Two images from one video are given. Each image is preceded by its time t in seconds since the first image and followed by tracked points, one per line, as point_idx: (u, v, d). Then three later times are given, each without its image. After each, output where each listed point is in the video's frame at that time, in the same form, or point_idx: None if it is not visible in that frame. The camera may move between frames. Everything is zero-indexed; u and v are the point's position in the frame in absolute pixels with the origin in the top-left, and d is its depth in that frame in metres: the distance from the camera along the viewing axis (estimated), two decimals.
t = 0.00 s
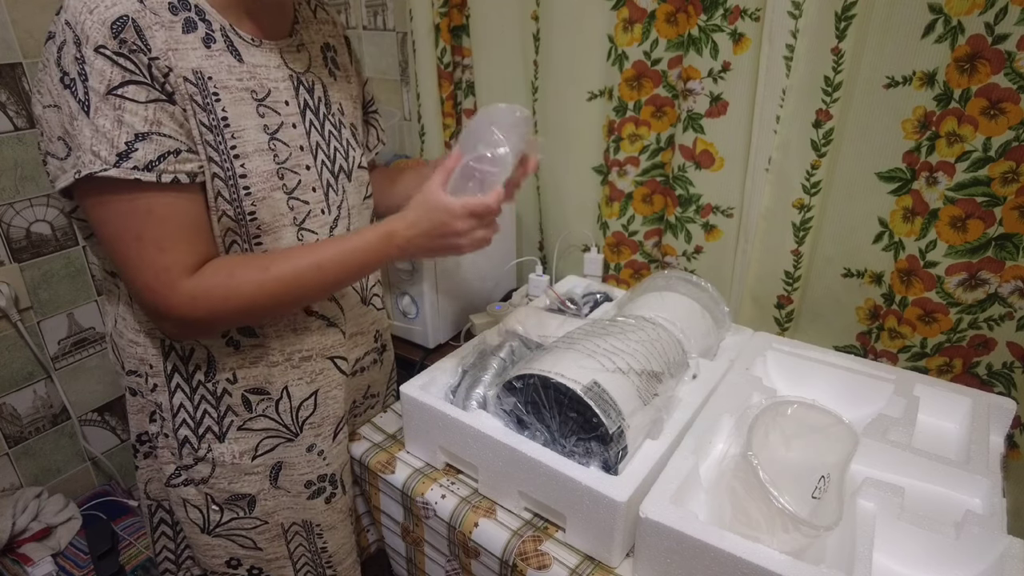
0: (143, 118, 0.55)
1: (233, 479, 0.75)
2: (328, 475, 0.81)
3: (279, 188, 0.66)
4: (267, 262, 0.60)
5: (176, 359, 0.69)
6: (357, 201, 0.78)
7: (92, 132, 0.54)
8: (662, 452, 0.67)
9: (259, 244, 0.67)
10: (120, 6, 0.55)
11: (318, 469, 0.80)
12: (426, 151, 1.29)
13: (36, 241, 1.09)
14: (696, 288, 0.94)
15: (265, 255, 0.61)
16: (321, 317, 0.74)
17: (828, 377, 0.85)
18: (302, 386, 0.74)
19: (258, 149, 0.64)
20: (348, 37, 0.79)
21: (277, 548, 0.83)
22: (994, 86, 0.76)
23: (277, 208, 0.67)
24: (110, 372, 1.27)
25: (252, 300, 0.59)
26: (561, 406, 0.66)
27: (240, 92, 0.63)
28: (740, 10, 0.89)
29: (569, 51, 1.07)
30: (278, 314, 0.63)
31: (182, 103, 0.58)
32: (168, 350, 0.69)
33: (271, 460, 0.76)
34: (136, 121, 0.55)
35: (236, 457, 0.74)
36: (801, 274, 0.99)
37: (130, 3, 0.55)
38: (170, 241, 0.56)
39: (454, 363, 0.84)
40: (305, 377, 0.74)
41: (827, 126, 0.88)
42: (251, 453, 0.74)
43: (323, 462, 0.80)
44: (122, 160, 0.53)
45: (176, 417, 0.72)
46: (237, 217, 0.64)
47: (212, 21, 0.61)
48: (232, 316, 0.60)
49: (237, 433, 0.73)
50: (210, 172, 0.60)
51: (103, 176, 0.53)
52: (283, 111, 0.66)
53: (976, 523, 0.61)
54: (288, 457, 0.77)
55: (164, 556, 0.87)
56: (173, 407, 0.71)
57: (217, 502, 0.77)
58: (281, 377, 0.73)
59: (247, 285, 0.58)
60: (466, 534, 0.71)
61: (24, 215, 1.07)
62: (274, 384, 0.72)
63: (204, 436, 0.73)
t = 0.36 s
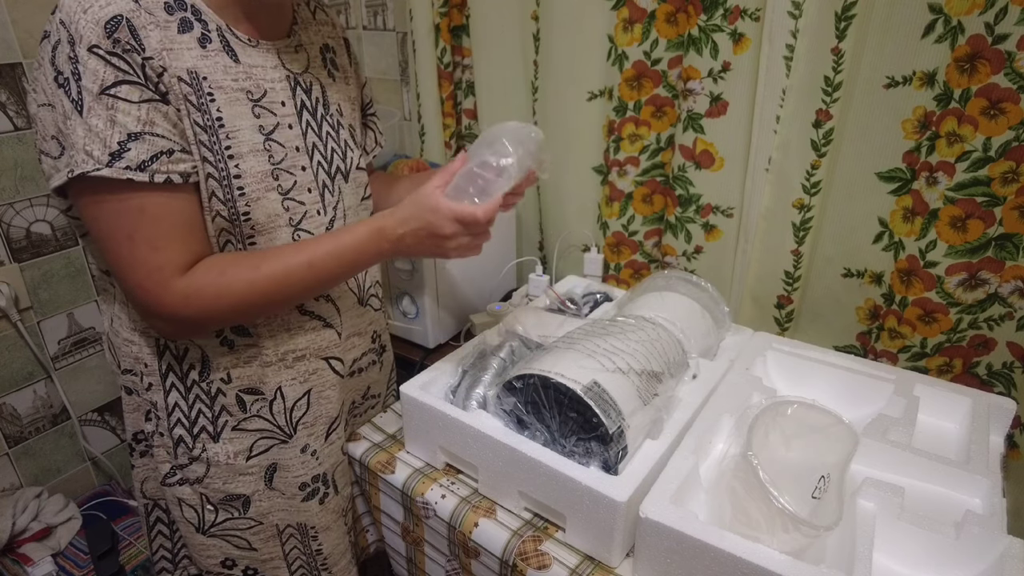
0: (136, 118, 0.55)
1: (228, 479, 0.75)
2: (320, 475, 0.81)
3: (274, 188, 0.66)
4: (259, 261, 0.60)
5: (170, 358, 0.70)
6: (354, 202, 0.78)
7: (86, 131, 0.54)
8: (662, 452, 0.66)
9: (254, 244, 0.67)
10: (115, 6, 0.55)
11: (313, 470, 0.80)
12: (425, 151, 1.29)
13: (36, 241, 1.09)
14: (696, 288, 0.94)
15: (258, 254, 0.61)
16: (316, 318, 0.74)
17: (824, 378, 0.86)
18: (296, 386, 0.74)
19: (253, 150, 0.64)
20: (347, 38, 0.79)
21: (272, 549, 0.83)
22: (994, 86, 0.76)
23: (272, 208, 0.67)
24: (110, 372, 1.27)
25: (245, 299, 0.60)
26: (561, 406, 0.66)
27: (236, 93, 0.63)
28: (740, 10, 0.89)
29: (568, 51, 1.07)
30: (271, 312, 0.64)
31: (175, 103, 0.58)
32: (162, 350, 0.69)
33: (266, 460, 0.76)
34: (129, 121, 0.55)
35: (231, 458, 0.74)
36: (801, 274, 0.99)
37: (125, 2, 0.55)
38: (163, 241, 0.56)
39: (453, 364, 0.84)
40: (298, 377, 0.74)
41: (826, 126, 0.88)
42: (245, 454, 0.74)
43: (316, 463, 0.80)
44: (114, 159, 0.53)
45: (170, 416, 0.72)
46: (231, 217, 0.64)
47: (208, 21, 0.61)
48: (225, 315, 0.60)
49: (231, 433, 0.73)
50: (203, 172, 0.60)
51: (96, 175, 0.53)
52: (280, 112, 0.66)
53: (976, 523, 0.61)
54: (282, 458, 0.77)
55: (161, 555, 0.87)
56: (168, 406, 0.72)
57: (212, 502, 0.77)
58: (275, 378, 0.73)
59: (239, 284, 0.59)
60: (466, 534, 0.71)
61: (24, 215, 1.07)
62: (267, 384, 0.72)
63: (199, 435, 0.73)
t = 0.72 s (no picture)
0: (136, 119, 0.55)
1: (226, 479, 0.75)
2: (319, 475, 0.81)
3: (273, 189, 0.66)
4: (258, 268, 0.60)
5: (168, 358, 0.70)
6: (353, 201, 0.78)
7: (85, 133, 0.54)
8: (662, 452, 0.66)
9: (253, 245, 0.67)
10: (114, 7, 0.55)
11: (311, 469, 0.80)
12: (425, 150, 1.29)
13: (36, 241, 1.09)
14: (696, 288, 0.94)
15: (257, 259, 0.61)
16: (315, 318, 0.74)
17: (823, 379, 0.86)
18: (295, 386, 0.74)
19: (252, 150, 0.64)
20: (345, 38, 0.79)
21: (270, 549, 0.83)
22: (994, 86, 0.76)
23: (270, 208, 0.67)
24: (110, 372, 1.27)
25: (244, 305, 0.60)
26: (561, 406, 0.66)
27: (234, 94, 0.63)
28: (739, 10, 0.89)
29: (568, 51, 1.07)
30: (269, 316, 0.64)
31: (175, 104, 0.58)
32: (160, 350, 0.69)
33: (265, 460, 0.76)
34: (129, 122, 0.55)
35: (229, 457, 0.74)
36: (801, 274, 0.99)
37: (124, 4, 0.55)
38: (162, 245, 0.56)
39: (453, 364, 0.83)
40: (297, 377, 0.74)
41: (827, 126, 0.88)
42: (243, 454, 0.74)
43: (315, 462, 0.80)
44: (113, 161, 0.53)
45: (168, 416, 0.72)
46: (230, 217, 0.64)
47: (207, 22, 0.61)
48: (224, 319, 0.61)
49: (229, 433, 0.73)
50: (202, 172, 0.60)
51: (95, 177, 0.53)
52: (278, 112, 0.66)
53: (976, 523, 0.61)
54: (281, 458, 0.77)
55: (160, 554, 0.87)
56: (166, 406, 0.72)
57: (210, 502, 0.77)
58: (274, 378, 0.73)
59: (238, 290, 0.59)
60: (466, 534, 0.71)
61: (24, 215, 1.07)
62: (266, 384, 0.72)
63: (197, 435, 0.73)
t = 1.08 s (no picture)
0: (138, 120, 0.55)
1: (227, 478, 0.75)
2: (322, 473, 0.81)
3: (274, 187, 0.66)
4: (260, 272, 0.61)
5: (169, 358, 0.70)
6: (354, 200, 0.78)
7: (88, 133, 0.54)
8: (662, 452, 0.66)
9: (254, 244, 0.67)
10: (116, 8, 0.55)
11: (313, 467, 0.80)
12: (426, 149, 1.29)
13: (36, 240, 1.09)
14: (696, 287, 0.94)
15: (259, 262, 0.61)
16: (316, 316, 0.74)
17: (823, 379, 0.86)
18: (297, 384, 0.74)
19: (253, 149, 0.64)
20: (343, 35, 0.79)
21: (272, 547, 0.83)
22: (994, 86, 0.76)
23: (271, 207, 0.67)
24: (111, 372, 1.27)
25: (245, 308, 0.60)
26: (561, 406, 0.66)
27: (236, 93, 0.63)
28: (740, 10, 0.89)
29: (569, 50, 1.07)
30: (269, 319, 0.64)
31: (177, 104, 0.58)
32: (162, 349, 0.69)
33: (266, 458, 0.76)
34: (131, 122, 0.55)
35: (230, 456, 0.74)
36: (801, 274, 0.99)
37: (125, 4, 0.55)
38: (164, 246, 0.56)
39: (454, 364, 0.83)
40: (299, 375, 0.74)
41: (827, 126, 0.88)
42: (245, 452, 0.74)
43: (317, 460, 0.80)
44: (117, 161, 0.53)
45: (170, 415, 0.72)
46: (232, 216, 0.64)
47: (208, 21, 0.61)
48: (224, 321, 0.61)
49: (231, 432, 0.73)
50: (204, 172, 0.60)
51: (98, 177, 0.53)
52: (279, 111, 0.66)
53: (976, 523, 0.61)
54: (282, 455, 0.77)
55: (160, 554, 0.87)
56: (167, 406, 0.72)
57: (211, 501, 0.77)
58: (275, 377, 0.73)
59: (239, 293, 0.59)
60: (466, 534, 0.71)
61: (24, 215, 1.07)
62: (267, 382, 0.72)
63: (198, 434, 0.73)
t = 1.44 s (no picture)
0: (136, 122, 0.55)
1: (228, 476, 0.75)
2: (323, 470, 0.81)
3: (273, 187, 0.66)
4: (254, 259, 0.60)
5: (169, 356, 0.69)
6: (353, 199, 0.78)
7: (86, 135, 0.54)
8: (662, 452, 0.66)
9: (253, 243, 0.67)
10: (113, 10, 0.55)
11: (313, 464, 0.80)
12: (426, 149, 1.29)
13: (36, 241, 1.09)
14: (696, 288, 0.93)
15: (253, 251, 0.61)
16: (316, 314, 0.74)
17: (824, 379, 0.86)
18: (297, 382, 0.75)
19: (251, 149, 0.64)
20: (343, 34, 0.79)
21: (272, 545, 0.83)
22: (994, 86, 0.76)
23: (270, 207, 0.67)
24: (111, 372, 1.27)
25: (240, 296, 0.59)
26: (561, 406, 0.66)
27: (233, 93, 0.63)
28: (740, 10, 0.89)
29: (568, 51, 1.07)
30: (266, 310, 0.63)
31: (175, 105, 0.58)
32: (162, 347, 0.69)
33: (266, 456, 0.76)
34: (129, 124, 0.55)
35: (231, 454, 0.74)
36: (801, 274, 0.99)
37: (123, 6, 0.56)
38: (161, 241, 0.56)
39: (454, 364, 0.84)
40: (299, 372, 0.74)
41: (827, 126, 0.88)
42: (245, 450, 0.74)
43: (317, 458, 0.80)
44: (115, 162, 0.53)
45: (170, 414, 0.72)
46: (231, 216, 0.64)
47: (205, 23, 0.61)
48: (221, 312, 0.60)
49: (231, 430, 0.73)
50: (203, 172, 0.60)
51: (96, 178, 0.53)
52: (277, 111, 0.66)
53: (976, 523, 0.61)
54: (282, 453, 0.77)
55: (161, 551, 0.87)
56: (168, 404, 0.72)
57: (212, 499, 0.77)
58: (275, 375, 0.73)
59: (234, 282, 0.58)
60: (466, 534, 0.71)
61: (24, 215, 1.07)
62: (267, 380, 0.72)
63: (198, 432, 0.72)
